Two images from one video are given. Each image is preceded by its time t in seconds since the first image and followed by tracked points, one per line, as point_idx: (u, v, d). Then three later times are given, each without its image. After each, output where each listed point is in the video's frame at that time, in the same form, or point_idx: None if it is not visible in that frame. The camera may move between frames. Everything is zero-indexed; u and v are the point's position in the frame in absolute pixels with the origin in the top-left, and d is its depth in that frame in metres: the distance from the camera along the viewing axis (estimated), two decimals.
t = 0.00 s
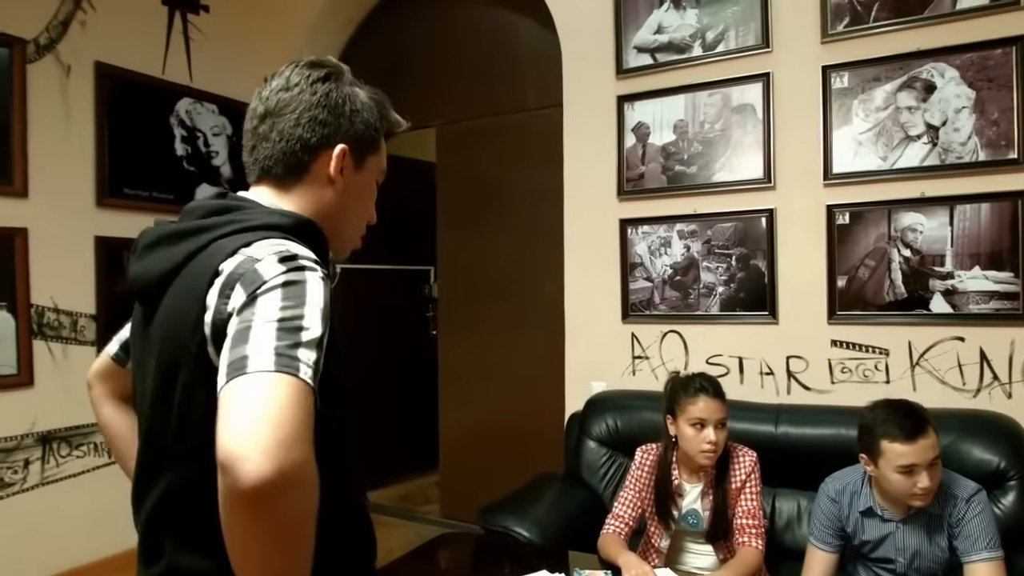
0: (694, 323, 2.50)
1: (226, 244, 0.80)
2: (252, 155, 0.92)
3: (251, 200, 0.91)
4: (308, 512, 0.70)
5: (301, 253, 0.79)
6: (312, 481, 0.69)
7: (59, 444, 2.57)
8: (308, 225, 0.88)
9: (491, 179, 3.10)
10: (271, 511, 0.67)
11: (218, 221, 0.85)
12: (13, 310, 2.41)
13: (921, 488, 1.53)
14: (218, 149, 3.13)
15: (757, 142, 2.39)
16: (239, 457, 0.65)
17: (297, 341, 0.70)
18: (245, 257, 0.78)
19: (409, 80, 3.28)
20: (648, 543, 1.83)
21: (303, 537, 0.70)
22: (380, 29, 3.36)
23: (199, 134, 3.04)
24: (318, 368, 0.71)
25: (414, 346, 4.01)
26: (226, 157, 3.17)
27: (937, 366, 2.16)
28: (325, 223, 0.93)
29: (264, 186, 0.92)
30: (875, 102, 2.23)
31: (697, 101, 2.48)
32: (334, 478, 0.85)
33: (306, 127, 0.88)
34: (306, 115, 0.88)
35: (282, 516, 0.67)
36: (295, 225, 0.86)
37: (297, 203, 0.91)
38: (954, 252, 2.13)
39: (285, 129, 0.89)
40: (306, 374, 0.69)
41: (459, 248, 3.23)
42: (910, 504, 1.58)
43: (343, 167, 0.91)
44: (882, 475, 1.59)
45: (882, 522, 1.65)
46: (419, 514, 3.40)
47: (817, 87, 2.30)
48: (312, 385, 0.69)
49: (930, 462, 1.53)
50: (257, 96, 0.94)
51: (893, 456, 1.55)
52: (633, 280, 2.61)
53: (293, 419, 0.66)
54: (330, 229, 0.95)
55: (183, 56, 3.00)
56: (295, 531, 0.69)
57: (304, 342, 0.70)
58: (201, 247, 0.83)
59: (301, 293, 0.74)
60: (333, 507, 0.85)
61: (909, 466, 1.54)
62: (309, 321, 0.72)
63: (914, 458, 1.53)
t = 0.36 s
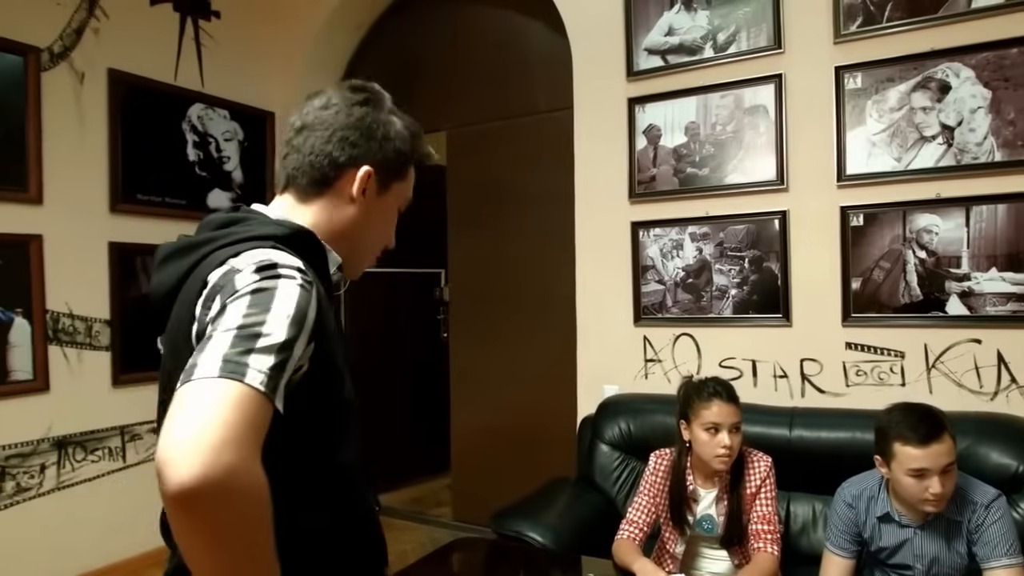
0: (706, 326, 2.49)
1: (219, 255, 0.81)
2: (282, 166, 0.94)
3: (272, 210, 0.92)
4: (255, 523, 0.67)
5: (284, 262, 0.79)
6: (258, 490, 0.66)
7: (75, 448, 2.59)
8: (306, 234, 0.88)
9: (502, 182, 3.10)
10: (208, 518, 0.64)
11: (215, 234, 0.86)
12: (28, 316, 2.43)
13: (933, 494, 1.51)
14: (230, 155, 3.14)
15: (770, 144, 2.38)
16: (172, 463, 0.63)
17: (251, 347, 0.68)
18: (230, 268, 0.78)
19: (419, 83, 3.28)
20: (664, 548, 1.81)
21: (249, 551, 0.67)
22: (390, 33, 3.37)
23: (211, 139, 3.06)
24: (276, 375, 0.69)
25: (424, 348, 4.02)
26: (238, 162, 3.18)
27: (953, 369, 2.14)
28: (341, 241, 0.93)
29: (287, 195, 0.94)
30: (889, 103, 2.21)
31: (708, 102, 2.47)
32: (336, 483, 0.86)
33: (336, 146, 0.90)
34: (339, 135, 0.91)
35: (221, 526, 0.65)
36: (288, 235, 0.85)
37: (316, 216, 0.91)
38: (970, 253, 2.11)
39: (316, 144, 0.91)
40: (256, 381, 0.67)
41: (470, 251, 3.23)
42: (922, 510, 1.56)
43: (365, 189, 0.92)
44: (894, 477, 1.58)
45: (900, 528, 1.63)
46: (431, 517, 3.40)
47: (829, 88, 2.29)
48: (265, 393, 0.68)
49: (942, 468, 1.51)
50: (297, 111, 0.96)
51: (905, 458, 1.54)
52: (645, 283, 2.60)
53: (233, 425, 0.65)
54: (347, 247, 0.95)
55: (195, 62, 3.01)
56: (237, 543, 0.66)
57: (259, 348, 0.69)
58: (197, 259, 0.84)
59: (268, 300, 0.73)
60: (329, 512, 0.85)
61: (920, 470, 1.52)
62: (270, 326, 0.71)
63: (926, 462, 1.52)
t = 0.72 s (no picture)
0: (714, 326, 2.48)
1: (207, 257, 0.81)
2: (284, 172, 0.95)
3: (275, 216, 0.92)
4: (219, 524, 0.65)
5: (259, 261, 0.78)
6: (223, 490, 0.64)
7: (83, 446, 2.60)
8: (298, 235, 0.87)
9: (509, 180, 3.09)
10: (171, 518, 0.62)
11: (212, 236, 0.86)
12: (37, 314, 2.43)
13: (932, 495, 1.51)
14: (237, 153, 3.15)
15: (779, 143, 2.36)
16: (127, 461, 0.61)
17: (219, 345, 0.67)
18: (211, 268, 0.78)
19: (426, 80, 3.27)
20: (672, 549, 1.81)
21: (218, 551, 0.65)
22: (397, 30, 3.36)
23: (218, 138, 3.06)
24: (244, 373, 0.67)
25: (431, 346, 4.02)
26: (245, 160, 3.18)
27: (964, 370, 2.12)
28: (348, 240, 0.94)
29: (289, 200, 0.94)
30: (899, 102, 2.19)
31: (717, 101, 2.46)
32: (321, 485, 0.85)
33: (335, 149, 0.90)
34: (336, 138, 0.91)
35: (183, 526, 0.63)
36: (277, 236, 0.84)
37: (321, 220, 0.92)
38: (981, 254, 2.09)
39: (315, 149, 0.91)
40: (222, 378, 0.66)
41: (477, 250, 3.23)
42: (923, 510, 1.56)
43: (367, 187, 0.92)
44: (898, 473, 1.59)
45: (910, 530, 1.62)
46: (437, 515, 3.41)
47: (839, 86, 2.27)
48: (232, 390, 0.66)
49: (943, 469, 1.51)
50: (290, 117, 0.96)
51: (907, 455, 1.55)
52: (653, 282, 2.59)
53: (194, 421, 0.63)
54: (352, 246, 0.95)
55: (202, 61, 3.01)
56: (203, 544, 0.64)
57: (227, 346, 0.67)
58: (191, 263, 0.84)
59: (242, 299, 0.72)
60: (314, 511, 0.85)
61: (921, 468, 1.53)
62: (239, 325, 0.70)
63: (926, 461, 1.52)
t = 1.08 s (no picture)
0: (722, 324, 2.47)
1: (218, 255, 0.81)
2: (297, 172, 0.95)
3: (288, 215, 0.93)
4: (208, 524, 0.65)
5: (264, 262, 0.77)
6: (211, 488, 0.64)
7: (93, 439, 2.61)
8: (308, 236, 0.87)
9: (518, 176, 3.08)
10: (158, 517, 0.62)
11: (222, 235, 0.86)
12: (47, 308, 2.44)
13: (936, 493, 1.50)
14: (246, 148, 3.15)
15: (789, 140, 2.35)
16: (111, 463, 0.62)
17: (212, 346, 0.67)
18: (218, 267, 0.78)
19: (434, 75, 3.26)
20: (679, 548, 1.81)
21: (212, 549, 0.65)
22: (406, 25, 3.35)
23: (227, 132, 3.06)
24: (236, 374, 0.67)
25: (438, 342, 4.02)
26: (254, 155, 3.18)
27: (976, 369, 2.10)
28: (361, 238, 0.94)
29: (302, 199, 0.94)
30: (912, 99, 2.17)
31: (727, 97, 2.44)
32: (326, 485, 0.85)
33: (345, 146, 0.90)
34: (345, 135, 0.91)
35: (172, 525, 0.63)
36: (287, 237, 0.84)
37: (333, 218, 0.92)
38: (994, 253, 2.07)
39: (326, 148, 0.91)
40: (213, 379, 0.66)
41: (485, 246, 3.22)
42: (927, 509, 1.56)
43: (378, 183, 0.91)
44: (906, 471, 1.58)
45: (920, 531, 1.61)
46: (443, 510, 3.41)
47: (852, 83, 2.25)
48: (222, 391, 0.66)
49: (949, 469, 1.50)
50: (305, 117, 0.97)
51: (915, 453, 1.54)
52: (662, 279, 2.58)
53: (180, 421, 0.63)
54: (365, 244, 0.95)
55: (211, 55, 3.01)
56: (196, 542, 0.64)
57: (220, 347, 0.67)
58: (202, 261, 0.84)
59: (240, 300, 0.72)
60: (319, 511, 0.85)
61: (928, 466, 1.52)
62: (235, 326, 0.69)
63: (933, 460, 1.51)
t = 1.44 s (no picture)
0: (733, 324, 2.46)
1: (238, 255, 0.81)
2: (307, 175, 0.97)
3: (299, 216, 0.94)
4: (235, 516, 0.66)
5: (286, 259, 0.77)
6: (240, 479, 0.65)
7: (105, 438, 2.63)
8: (326, 236, 0.87)
9: (527, 176, 3.08)
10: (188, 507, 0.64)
11: (238, 237, 0.86)
12: (60, 307, 2.46)
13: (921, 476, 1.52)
14: (256, 148, 3.16)
15: (801, 139, 2.33)
16: (143, 456, 0.62)
17: (238, 338, 0.67)
18: (241, 265, 0.78)
19: (444, 75, 3.27)
20: (688, 551, 1.80)
21: (239, 539, 0.67)
22: (415, 25, 3.36)
23: (238, 133, 3.08)
24: (261, 365, 0.67)
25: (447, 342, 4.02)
26: (264, 155, 3.20)
27: (989, 371, 2.08)
28: (368, 235, 0.93)
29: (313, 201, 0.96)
30: (925, 98, 2.15)
31: (738, 96, 2.43)
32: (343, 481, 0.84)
33: (343, 145, 0.91)
34: (344, 134, 0.92)
35: (201, 516, 0.64)
36: (307, 236, 0.84)
37: (336, 215, 0.92)
38: (1008, 253, 2.05)
39: (328, 149, 0.93)
40: (239, 371, 0.66)
41: (494, 246, 3.22)
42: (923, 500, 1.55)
43: (378, 178, 0.91)
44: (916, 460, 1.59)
45: (933, 534, 1.60)
46: (452, 510, 3.42)
47: (864, 81, 2.24)
48: (249, 383, 0.66)
49: (937, 455, 1.50)
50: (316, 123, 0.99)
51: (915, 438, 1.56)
52: (672, 280, 2.57)
53: (208, 414, 0.63)
54: (374, 241, 0.94)
55: (222, 56, 3.03)
56: (225, 532, 0.66)
57: (246, 340, 0.67)
58: (222, 262, 0.85)
59: (265, 295, 0.72)
60: (335, 508, 0.84)
61: (922, 451, 1.54)
62: (260, 320, 0.70)
63: (924, 443, 1.53)
